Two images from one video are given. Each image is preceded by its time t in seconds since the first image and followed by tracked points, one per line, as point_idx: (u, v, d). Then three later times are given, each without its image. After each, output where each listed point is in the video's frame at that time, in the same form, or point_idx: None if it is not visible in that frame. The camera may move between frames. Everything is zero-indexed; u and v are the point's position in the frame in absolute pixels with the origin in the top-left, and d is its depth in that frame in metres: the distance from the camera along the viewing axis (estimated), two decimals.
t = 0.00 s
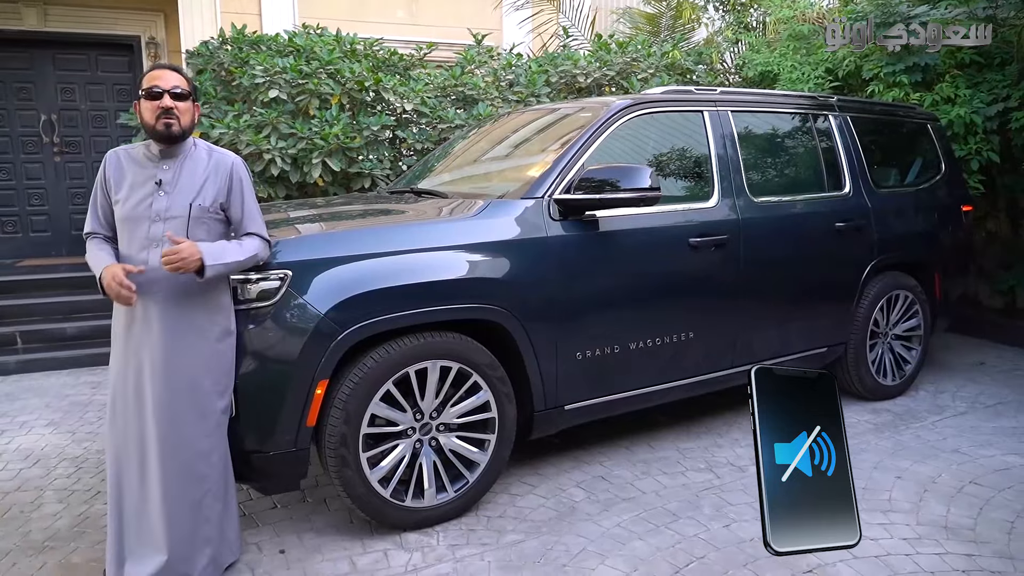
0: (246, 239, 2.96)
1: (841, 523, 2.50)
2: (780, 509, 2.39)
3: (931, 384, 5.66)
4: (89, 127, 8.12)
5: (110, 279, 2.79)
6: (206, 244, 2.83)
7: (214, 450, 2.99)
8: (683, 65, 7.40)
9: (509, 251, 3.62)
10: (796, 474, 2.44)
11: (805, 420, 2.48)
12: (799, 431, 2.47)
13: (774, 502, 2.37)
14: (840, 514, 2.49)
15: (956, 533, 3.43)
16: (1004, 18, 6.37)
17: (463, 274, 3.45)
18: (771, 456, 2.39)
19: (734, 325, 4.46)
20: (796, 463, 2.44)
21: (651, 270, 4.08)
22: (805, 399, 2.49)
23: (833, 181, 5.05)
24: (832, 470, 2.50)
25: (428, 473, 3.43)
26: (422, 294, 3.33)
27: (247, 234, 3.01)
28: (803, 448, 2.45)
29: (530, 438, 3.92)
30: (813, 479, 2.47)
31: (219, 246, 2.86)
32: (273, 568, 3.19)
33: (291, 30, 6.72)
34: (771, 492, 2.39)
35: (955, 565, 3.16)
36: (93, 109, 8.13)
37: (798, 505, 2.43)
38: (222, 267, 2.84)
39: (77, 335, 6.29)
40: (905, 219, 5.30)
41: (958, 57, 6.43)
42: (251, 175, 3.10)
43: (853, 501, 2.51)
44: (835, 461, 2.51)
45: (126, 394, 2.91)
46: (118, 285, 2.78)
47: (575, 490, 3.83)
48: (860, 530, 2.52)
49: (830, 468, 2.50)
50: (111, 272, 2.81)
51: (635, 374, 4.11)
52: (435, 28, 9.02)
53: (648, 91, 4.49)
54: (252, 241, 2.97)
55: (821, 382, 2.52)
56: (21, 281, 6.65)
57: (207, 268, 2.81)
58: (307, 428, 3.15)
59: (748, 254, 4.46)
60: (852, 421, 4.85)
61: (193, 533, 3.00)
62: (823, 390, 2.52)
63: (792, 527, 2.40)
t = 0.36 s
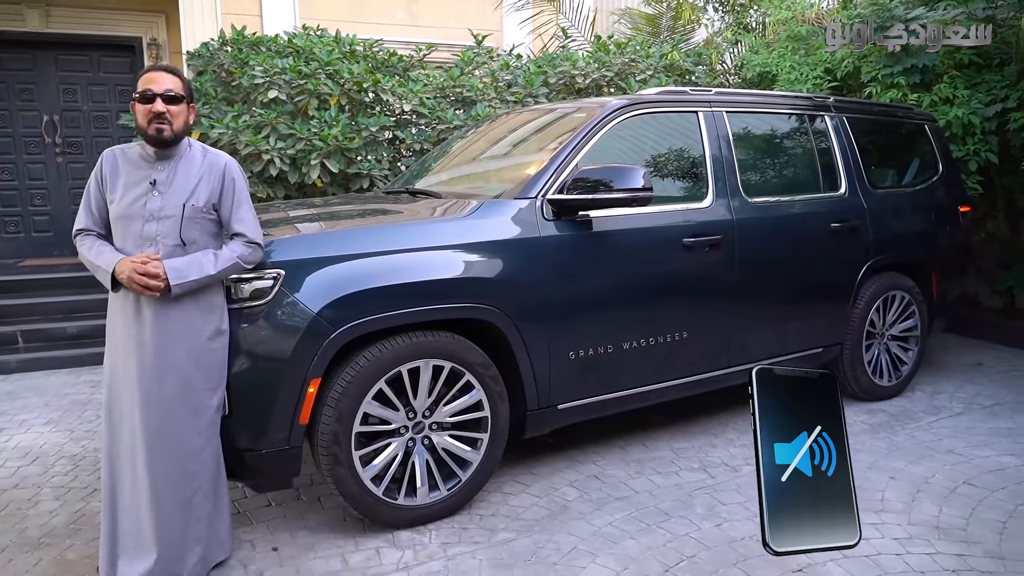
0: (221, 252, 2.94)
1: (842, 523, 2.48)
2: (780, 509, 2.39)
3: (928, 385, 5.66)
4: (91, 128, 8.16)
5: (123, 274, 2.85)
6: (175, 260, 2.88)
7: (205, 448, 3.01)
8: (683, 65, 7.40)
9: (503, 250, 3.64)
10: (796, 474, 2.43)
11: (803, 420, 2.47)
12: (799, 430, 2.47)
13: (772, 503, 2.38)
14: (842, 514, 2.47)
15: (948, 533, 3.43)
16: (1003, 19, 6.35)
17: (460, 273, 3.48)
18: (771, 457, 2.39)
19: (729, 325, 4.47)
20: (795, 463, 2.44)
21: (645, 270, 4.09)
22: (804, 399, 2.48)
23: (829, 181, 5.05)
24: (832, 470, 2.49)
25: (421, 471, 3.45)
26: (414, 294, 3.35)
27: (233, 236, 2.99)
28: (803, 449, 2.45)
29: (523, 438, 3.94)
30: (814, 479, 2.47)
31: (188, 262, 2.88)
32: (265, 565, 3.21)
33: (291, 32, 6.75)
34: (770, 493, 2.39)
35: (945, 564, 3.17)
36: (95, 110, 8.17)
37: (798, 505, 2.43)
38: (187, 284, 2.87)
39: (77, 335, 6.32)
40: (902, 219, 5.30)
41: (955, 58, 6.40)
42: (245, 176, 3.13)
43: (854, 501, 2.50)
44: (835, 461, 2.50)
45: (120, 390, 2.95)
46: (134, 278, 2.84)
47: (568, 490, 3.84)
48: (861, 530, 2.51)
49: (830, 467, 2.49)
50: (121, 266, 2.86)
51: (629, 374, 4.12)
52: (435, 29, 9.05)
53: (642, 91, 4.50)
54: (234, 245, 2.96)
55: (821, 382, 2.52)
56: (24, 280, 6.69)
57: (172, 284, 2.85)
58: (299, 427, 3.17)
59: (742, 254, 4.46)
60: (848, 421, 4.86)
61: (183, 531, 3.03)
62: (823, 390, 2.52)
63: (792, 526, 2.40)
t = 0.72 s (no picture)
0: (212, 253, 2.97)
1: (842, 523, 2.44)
2: (778, 508, 2.42)
3: (925, 384, 5.67)
4: (92, 127, 8.20)
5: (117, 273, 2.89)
6: (168, 261, 2.91)
7: (200, 444, 3.04)
8: (681, 64, 7.40)
9: (495, 249, 3.65)
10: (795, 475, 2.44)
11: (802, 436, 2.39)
12: (799, 433, 2.48)
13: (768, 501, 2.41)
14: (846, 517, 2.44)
15: (938, 531, 3.44)
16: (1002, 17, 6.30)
17: (454, 272, 3.50)
18: (769, 457, 2.44)
19: (723, 323, 4.48)
20: (795, 464, 2.45)
21: (638, 268, 4.10)
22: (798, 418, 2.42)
23: (824, 180, 5.06)
24: (834, 472, 2.46)
25: (414, 468, 3.47)
26: (406, 292, 3.37)
27: (225, 237, 3.02)
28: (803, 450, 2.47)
29: (517, 436, 3.96)
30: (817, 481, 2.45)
31: (181, 262, 2.91)
32: (258, 561, 3.24)
33: (289, 31, 6.78)
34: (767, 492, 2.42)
35: (935, 562, 3.18)
36: (96, 109, 8.20)
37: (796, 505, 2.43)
38: (180, 285, 2.90)
39: (77, 333, 6.35)
40: (898, 218, 5.30)
41: (954, 56, 6.45)
42: (237, 176, 3.15)
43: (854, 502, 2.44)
44: (838, 463, 2.47)
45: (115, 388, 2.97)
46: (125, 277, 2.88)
47: (562, 487, 3.87)
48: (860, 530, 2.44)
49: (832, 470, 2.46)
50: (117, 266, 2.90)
51: (622, 372, 4.13)
52: (435, 29, 9.07)
53: (637, 90, 4.50)
54: (226, 246, 2.99)
55: (826, 385, 2.51)
56: (22, 279, 6.70)
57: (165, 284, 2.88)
58: (292, 424, 3.20)
59: (736, 252, 4.47)
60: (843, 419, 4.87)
61: (179, 527, 3.06)
62: (829, 395, 2.50)
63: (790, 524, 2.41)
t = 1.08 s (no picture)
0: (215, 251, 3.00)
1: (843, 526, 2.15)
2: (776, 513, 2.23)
3: (926, 384, 5.67)
4: (98, 127, 8.25)
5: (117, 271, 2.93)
6: (170, 261, 2.94)
7: (203, 441, 3.07)
8: (683, 65, 7.42)
9: (495, 248, 3.68)
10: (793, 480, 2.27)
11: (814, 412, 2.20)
12: (802, 440, 2.37)
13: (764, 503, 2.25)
14: (850, 526, 2.14)
15: (935, 529, 3.45)
16: (1005, 18, 6.35)
17: (455, 271, 3.53)
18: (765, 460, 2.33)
19: (723, 323, 4.50)
20: (795, 470, 2.30)
21: (638, 268, 4.12)
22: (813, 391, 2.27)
23: (824, 180, 5.07)
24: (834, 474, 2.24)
25: (414, 465, 3.50)
26: (406, 291, 3.40)
27: (225, 237, 3.06)
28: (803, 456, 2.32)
29: (516, 434, 3.98)
30: (822, 490, 2.23)
31: (183, 263, 2.95)
32: (259, 556, 3.27)
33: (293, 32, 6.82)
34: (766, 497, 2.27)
35: (931, 560, 3.19)
36: (102, 109, 8.26)
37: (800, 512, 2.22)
38: (182, 285, 2.94)
39: (82, 331, 6.40)
40: (899, 218, 5.31)
41: (955, 57, 6.43)
42: (238, 176, 3.18)
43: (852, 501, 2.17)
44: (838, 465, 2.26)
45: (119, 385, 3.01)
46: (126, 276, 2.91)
47: (561, 485, 3.89)
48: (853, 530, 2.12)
49: (833, 474, 2.24)
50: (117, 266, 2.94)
51: (622, 371, 4.16)
52: (438, 29, 9.10)
53: (638, 90, 4.53)
54: (227, 245, 3.02)
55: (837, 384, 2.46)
56: (32, 278, 6.79)
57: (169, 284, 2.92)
58: (293, 420, 3.23)
59: (736, 252, 4.49)
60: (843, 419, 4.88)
61: (182, 523, 3.09)
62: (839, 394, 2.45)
63: (787, 530, 2.20)
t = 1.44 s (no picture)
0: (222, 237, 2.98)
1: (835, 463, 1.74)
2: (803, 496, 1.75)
3: (931, 382, 5.69)
4: (109, 127, 8.33)
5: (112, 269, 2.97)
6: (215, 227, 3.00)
7: (213, 434, 3.13)
8: (689, 64, 7.45)
9: (502, 245, 3.72)
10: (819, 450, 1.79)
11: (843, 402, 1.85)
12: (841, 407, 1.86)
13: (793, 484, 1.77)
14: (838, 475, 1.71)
15: (938, 526, 3.47)
16: (1013, 16, 6.36)
17: (463, 268, 3.57)
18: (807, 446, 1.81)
19: (728, 320, 4.52)
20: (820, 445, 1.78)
21: (643, 266, 4.15)
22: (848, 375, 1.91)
23: (830, 179, 5.09)
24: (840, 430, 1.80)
25: (421, 460, 3.54)
26: (413, 287, 3.44)
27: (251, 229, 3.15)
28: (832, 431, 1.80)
29: (522, 430, 4.02)
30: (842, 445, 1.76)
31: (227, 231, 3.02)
32: (268, 548, 3.32)
33: (302, 32, 6.88)
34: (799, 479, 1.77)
35: (933, 556, 3.22)
36: (112, 109, 8.34)
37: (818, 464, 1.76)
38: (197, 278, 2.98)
39: (94, 329, 6.47)
40: (905, 217, 5.33)
41: (962, 56, 6.46)
42: (250, 173, 3.23)
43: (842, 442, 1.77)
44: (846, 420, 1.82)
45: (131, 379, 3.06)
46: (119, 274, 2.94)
47: (566, 480, 3.93)
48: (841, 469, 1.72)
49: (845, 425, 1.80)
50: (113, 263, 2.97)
51: (628, 368, 4.19)
52: (445, 30, 9.15)
53: (644, 89, 4.57)
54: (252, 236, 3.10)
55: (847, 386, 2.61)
56: (45, 276, 6.88)
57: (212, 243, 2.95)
58: (302, 415, 3.28)
59: (741, 250, 4.52)
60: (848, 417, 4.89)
61: (193, 514, 3.14)
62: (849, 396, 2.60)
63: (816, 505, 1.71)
